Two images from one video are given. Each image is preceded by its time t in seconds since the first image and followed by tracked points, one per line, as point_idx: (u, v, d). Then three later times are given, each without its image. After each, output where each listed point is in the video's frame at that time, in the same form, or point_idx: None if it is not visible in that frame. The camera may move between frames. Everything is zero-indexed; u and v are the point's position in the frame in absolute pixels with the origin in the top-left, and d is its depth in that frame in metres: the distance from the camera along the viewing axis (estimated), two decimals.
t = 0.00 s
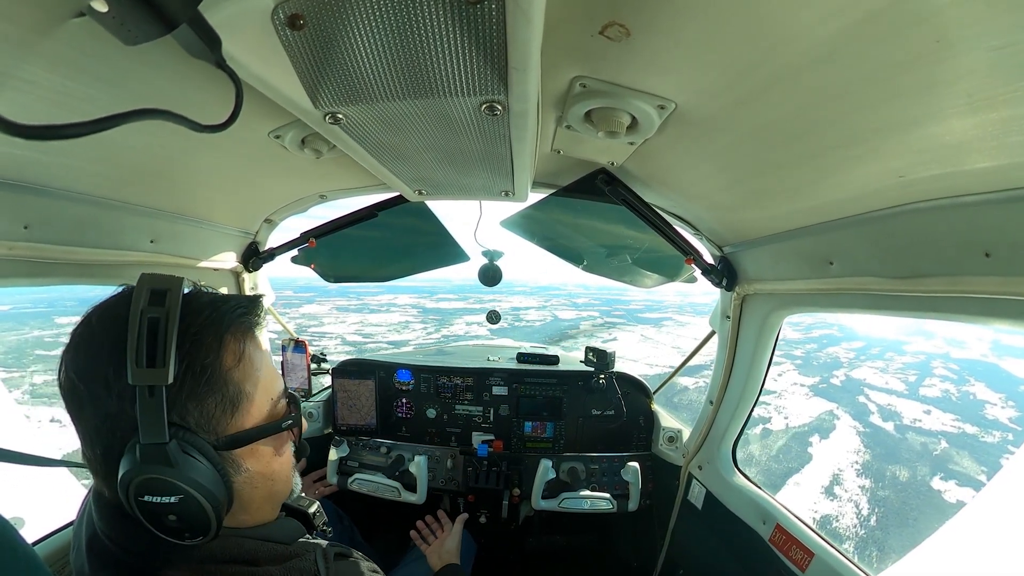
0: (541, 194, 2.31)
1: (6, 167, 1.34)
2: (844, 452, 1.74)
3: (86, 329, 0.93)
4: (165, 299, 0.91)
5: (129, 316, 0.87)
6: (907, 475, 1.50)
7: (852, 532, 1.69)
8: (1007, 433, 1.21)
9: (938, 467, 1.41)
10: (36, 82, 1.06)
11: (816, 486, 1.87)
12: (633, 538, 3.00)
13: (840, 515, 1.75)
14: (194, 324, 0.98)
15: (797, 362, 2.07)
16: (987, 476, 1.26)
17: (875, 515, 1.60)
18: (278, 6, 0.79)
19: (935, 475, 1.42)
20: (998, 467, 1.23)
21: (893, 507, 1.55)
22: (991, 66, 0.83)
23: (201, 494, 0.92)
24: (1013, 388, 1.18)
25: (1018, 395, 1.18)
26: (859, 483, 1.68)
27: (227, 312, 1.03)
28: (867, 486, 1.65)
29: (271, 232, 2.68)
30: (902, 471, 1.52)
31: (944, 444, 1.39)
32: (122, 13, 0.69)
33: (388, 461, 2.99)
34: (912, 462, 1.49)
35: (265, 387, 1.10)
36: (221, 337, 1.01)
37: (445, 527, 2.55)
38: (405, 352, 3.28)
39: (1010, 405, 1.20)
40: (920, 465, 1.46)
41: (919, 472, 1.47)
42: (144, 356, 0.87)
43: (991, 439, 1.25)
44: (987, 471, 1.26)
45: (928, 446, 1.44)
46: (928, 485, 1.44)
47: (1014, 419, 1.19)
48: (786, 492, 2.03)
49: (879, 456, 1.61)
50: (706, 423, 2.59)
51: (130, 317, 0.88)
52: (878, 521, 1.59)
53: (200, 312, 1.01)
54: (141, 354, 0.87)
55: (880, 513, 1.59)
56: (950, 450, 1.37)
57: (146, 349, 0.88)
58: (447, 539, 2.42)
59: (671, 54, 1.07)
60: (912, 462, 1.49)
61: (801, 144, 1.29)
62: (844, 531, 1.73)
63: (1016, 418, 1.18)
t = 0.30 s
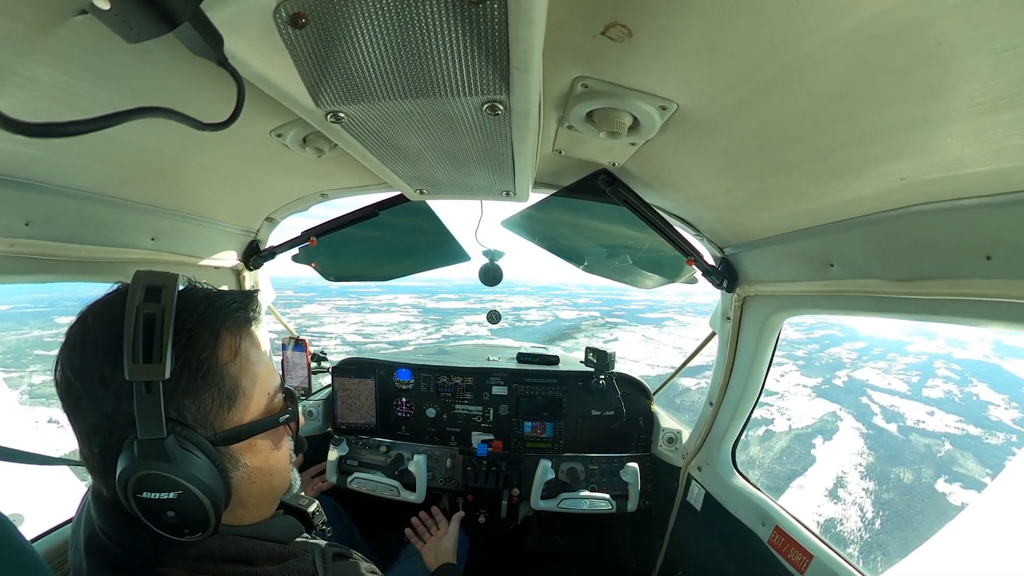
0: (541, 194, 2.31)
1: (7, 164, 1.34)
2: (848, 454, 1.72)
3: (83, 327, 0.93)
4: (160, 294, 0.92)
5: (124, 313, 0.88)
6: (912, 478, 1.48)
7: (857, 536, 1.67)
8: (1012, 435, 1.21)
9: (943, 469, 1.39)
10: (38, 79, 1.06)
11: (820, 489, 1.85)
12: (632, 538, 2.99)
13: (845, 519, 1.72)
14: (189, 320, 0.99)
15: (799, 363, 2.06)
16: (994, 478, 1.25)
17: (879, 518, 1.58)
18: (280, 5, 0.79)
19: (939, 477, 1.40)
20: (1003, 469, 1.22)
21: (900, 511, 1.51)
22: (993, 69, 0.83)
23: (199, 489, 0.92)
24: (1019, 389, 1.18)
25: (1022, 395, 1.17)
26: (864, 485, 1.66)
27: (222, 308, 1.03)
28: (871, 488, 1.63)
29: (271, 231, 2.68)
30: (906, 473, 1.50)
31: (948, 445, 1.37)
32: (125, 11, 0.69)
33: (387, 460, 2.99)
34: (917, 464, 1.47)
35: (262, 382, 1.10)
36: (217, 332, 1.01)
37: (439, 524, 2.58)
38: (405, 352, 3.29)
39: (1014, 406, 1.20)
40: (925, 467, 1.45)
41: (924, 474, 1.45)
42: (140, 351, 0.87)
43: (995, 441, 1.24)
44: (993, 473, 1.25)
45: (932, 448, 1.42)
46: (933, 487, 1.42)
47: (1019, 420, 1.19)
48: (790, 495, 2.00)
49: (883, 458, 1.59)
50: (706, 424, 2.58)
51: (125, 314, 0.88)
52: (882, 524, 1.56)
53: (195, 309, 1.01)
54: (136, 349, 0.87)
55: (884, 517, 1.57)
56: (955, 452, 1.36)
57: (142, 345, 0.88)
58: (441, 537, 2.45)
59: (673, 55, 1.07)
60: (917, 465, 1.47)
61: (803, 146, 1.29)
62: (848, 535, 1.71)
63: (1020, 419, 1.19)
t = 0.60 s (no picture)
0: (542, 195, 2.32)
1: (8, 162, 1.34)
2: (852, 456, 1.70)
3: (102, 315, 0.94)
4: (182, 293, 0.91)
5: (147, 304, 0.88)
6: (915, 480, 1.47)
7: (861, 540, 1.65)
8: (1016, 436, 1.20)
9: (946, 472, 1.38)
10: (38, 78, 1.06)
11: (823, 492, 1.83)
12: (631, 539, 2.99)
13: (849, 522, 1.70)
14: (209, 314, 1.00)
15: (800, 363, 2.05)
16: (998, 481, 1.24)
17: (883, 522, 1.57)
18: (281, 3, 0.79)
19: (943, 480, 1.39)
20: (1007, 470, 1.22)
21: (903, 514, 1.50)
22: (993, 71, 0.83)
23: (212, 475, 0.92)
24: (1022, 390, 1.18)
25: None
26: (868, 488, 1.64)
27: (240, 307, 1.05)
28: (875, 491, 1.61)
29: (272, 230, 2.68)
30: (910, 476, 1.49)
31: (952, 447, 1.37)
32: (125, 9, 0.69)
33: (387, 460, 2.98)
34: (921, 466, 1.46)
35: (270, 374, 1.11)
36: (235, 328, 1.02)
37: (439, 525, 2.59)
38: (405, 352, 3.29)
39: (1017, 407, 1.20)
40: (929, 470, 1.44)
41: (928, 476, 1.44)
42: (163, 341, 0.88)
43: (999, 442, 1.24)
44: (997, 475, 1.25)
45: (935, 450, 1.41)
46: (937, 490, 1.41)
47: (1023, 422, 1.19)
48: (793, 499, 1.98)
49: (887, 460, 1.58)
50: (706, 424, 2.58)
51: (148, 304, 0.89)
52: (886, 528, 1.55)
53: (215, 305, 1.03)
54: (160, 338, 0.88)
55: (889, 521, 1.55)
56: (958, 454, 1.35)
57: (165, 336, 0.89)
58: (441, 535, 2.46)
59: (674, 56, 1.07)
60: (921, 467, 1.46)
61: (804, 148, 1.29)
62: (852, 539, 1.68)
63: None
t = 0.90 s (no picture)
0: (542, 195, 2.32)
1: (7, 164, 1.34)
2: (855, 458, 1.69)
3: (109, 319, 0.91)
4: (187, 294, 0.93)
5: (160, 309, 0.88)
6: (920, 482, 1.46)
7: (866, 543, 1.63)
8: (1019, 437, 1.20)
9: (951, 473, 1.37)
10: (37, 79, 1.06)
11: (827, 494, 1.81)
12: (631, 539, 2.99)
13: (853, 525, 1.69)
14: (220, 315, 1.00)
15: (803, 364, 2.03)
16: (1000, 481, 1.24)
17: (888, 525, 1.55)
18: (280, 5, 0.79)
19: (948, 482, 1.38)
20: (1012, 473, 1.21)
21: (908, 518, 1.49)
22: (992, 71, 0.83)
23: (236, 471, 0.93)
24: None
25: None
26: (872, 491, 1.62)
27: (248, 307, 1.06)
28: (879, 494, 1.60)
29: (271, 231, 2.68)
30: (914, 478, 1.48)
31: (955, 449, 1.36)
32: (125, 11, 0.69)
33: (387, 461, 2.97)
34: (924, 468, 1.45)
35: (271, 371, 1.12)
36: (245, 328, 1.03)
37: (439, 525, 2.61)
38: (405, 353, 3.29)
39: (1020, 407, 1.19)
40: (932, 472, 1.42)
41: (931, 478, 1.43)
42: (181, 345, 0.88)
43: (1003, 443, 1.24)
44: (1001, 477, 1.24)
45: (939, 452, 1.40)
46: (942, 493, 1.39)
47: None
48: (797, 501, 1.96)
49: (890, 463, 1.56)
50: (706, 424, 2.58)
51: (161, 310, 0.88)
52: (892, 532, 1.53)
53: (223, 306, 1.03)
54: (179, 343, 0.88)
55: (893, 524, 1.53)
56: (962, 455, 1.34)
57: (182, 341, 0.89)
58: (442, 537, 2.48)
59: (672, 56, 1.07)
60: (924, 469, 1.45)
61: (803, 147, 1.29)
62: (857, 543, 1.67)
63: None
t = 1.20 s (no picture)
0: (541, 196, 2.32)
1: (7, 166, 1.34)
2: (858, 460, 1.68)
3: (103, 336, 0.89)
4: (177, 301, 0.94)
5: (157, 323, 0.88)
6: (923, 484, 1.45)
7: (870, 546, 1.62)
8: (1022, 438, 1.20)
9: (954, 475, 1.36)
10: (36, 81, 1.06)
11: (830, 497, 1.80)
12: (632, 539, 2.99)
13: (857, 528, 1.67)
14: (216, 323, 0.99)
15: (803, 364, 2.03)
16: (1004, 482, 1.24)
17: (891, 528, 1.54)
18: (278, 7, 0.79)
19: (951, 484, 1.37)
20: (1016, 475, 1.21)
21: (911, 521, 1.47)
22: (990, 69, 0.83)
23: (249, 480, 0.92)
24: None
25: None
26: (874, 493, 1.61)
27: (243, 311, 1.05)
28: (882, 496, 1.59)
29: (270, 233, 2.69)
30: (917, 479, 1.47)
31: (958, 450, 1.35)
32: (124, 13, 0.69)
33: (387, 463, 2.97)
34: (927, 470, 1.44)
35: (266, 375, 1.13)
36: (243, 335, 1.03)
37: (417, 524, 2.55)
38: (404, 354, 3.28)
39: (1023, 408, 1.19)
40: (935, 474, 1.41)
41: (935, 480, 1.42)
42: (184, 360, 0.87)
43: (1006, 444, 1.23)
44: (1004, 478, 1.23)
45: (942, 453, 1.40)
46: (945, 495, 1.38)
47: None
48: (800, 504, 1.95)
49: (893, 464, 1.55)
50: (706, 424, 2.58)
51: (158, 325, 0.88)
52: (896, 535, 1.52)
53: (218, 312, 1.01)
54: (181, 358, 0.87)
55: (897, 527, 1.52)
56: (965, 456, 1.33)
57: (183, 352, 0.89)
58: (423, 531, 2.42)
59: (671, 57, 1.07)
60: (927, 470, 1.44)
61: (801, 146, 1.29)
62: (861, 547, 1.66)
63: None
